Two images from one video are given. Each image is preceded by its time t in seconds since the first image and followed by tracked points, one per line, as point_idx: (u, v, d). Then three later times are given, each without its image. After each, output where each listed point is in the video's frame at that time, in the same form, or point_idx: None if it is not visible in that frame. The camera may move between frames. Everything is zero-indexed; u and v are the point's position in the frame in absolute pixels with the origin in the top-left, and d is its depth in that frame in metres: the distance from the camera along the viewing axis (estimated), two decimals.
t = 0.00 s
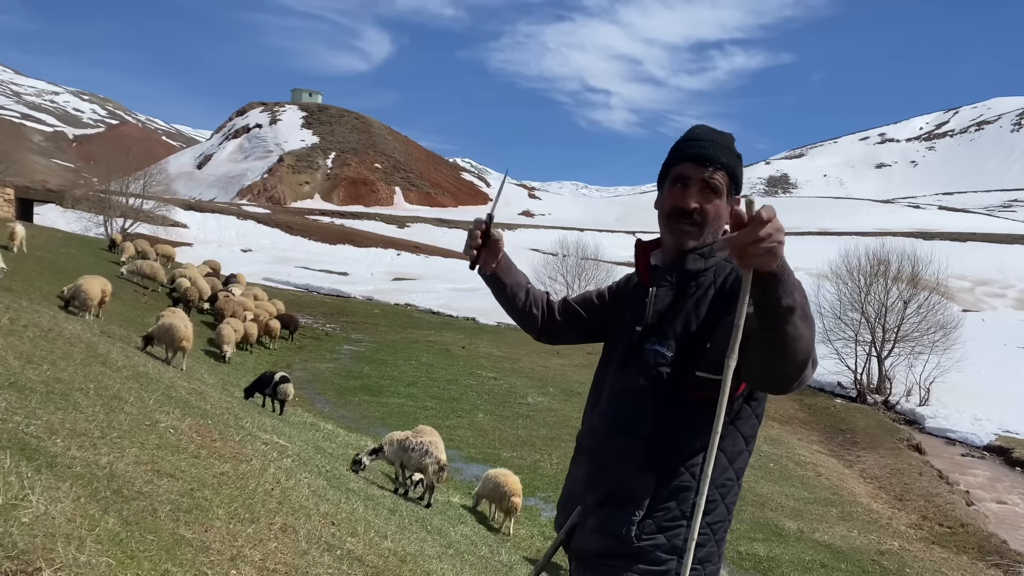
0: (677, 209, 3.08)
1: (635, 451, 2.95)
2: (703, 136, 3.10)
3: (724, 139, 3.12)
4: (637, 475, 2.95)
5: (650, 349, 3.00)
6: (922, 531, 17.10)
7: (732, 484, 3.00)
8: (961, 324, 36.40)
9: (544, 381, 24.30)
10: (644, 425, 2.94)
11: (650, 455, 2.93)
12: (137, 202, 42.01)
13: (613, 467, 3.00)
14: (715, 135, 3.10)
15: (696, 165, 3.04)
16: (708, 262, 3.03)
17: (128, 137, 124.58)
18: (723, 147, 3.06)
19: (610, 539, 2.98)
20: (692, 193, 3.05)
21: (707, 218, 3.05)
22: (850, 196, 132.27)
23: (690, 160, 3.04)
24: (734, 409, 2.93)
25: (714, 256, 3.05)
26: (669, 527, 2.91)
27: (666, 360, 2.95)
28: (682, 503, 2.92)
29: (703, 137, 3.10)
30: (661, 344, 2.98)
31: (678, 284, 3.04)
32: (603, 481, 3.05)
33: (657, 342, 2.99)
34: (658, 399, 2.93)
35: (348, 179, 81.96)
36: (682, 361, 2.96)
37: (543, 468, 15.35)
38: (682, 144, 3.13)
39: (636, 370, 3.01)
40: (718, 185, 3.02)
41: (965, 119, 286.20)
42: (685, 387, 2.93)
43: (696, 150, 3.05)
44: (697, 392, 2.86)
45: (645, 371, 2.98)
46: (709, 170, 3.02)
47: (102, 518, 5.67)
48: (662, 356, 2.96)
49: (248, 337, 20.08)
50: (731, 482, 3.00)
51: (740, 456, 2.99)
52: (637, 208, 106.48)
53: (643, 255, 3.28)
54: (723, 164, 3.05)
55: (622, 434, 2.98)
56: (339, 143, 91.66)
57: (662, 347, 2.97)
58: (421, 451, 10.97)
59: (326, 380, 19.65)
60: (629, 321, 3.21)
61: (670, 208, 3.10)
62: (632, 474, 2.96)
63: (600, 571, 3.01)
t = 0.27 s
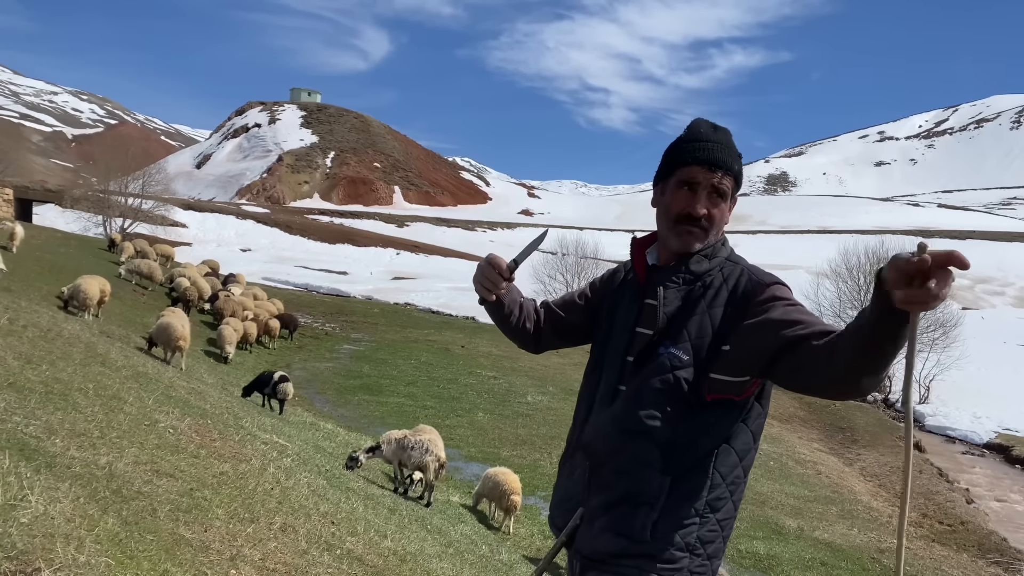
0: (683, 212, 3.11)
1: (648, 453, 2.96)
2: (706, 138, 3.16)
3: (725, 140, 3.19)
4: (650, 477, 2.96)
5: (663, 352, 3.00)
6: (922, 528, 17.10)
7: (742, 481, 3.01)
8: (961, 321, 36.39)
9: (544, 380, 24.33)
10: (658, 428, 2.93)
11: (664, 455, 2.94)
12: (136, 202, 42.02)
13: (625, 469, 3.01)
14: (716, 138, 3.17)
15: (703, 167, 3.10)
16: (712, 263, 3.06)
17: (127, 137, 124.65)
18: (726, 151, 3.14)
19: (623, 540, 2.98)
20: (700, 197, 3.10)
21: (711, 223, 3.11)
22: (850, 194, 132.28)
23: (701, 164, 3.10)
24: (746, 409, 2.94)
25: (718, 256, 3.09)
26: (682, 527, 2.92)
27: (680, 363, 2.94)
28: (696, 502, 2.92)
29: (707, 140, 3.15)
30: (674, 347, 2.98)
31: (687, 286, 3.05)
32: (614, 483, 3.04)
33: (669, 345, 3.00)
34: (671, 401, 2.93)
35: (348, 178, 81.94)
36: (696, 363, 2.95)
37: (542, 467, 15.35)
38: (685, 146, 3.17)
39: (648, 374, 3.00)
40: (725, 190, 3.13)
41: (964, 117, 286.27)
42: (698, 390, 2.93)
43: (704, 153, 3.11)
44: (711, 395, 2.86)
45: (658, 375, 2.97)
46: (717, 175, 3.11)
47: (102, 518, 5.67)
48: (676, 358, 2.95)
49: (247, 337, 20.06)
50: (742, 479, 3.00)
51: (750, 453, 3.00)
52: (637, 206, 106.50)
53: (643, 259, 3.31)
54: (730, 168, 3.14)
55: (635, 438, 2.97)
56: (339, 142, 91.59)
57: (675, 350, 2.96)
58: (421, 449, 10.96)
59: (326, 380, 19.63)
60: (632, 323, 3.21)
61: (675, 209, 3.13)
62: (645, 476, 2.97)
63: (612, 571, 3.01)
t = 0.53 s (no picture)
0: (690, 213, 3.08)
1: (652, 455, 2.97)
2: (711, 135, 3.12)
3: (730, 141, 3.15)
4: (655, 478, 2.97)
5: (668, 354, 3.00)
6: (921, 525, 17.11)
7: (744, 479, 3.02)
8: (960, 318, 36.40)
9: (543, 378, 24.33)
10: (664, 431, 2.93)
11: (668, 456, 2.95)
12: (134, 202, 41.99)
13: (629, 469, 3.01)
14: (722, 134, 3.14)
15: (712, 166, 3.07)
16: (715, 265, 3.07)
17: (125, 137, 124.54)
18: (732, 148, 3.12)
19: (627, 540, 2.98)
20: (707, 198, 3.07)
21: (717, 225, 3.09)
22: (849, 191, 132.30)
23: (706, 164, 3.06)
24: (749, 409, 2.95)
25: (720, 257, 3.09)
26: (686, 526, 2.93)
27: (685, 365, 2.95)
28: (699, 504, 2.93)
29: (713, 139, 3.11)
30: (679, 350, 2.98)
31: (691, 288, 3.05)
32: (617, 484, 3.05)
33: (674, 347, 2.99)
34: (676, 402, 2.94)
35: (347, 177, 81.88)
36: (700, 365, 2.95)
37: (542, 465, 15.36)
38: (690, 145, 3.13)
39: (654, 376, 3.00)
40: (732, 188, 3.10)
41: (962, 114, 286.28)
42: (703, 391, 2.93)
43: (710, 151, 3.07)
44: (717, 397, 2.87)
45: (664, 376, 2.97)
46: (723, 172, 3.07)
47: (102, 518, 5.67)
48: (682, 362, 2.95)
49: (247, 336, 20.03)
50: (743, 478, 3.01)
51: (752, 452, 3.01)
52: (636, 204, 106.47)
53: (645, 258, 3.28)
54: (735, 165, 3.12)
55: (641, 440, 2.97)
56: (338, 141, 91.51)
57: (681, 353, 2.96)
58: (420, 446, 11.02)
59: (325, 379, 19.63)
60: (633, 323, 3.20)
61: (680, 210, 3.11)
62: (649, 476, 2.98)
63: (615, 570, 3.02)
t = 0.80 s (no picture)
0: (684, 209, 3.10)
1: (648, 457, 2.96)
2: (707, 132, 3.13)
3: (728, 134, 3.17)
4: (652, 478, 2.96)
5: (662, 353, 3.00)
6: (920, 521, 17.15)
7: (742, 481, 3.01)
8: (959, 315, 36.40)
9: (542, 376, 24.34)
10: (662, 431, 2.93)
11: (666, 456, 2.95)
12: (133, 202, 41.96)
13: (625, 470, 3.01)
14: (719, 132, 3.16)
15: (706, 163, 3.10)
16: (711, 264, 3.06)
17: (123, 136, 124.40)
18: (728, 145, 3.13)
19: (625, 539, 2.98)
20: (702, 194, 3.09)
21: (712, 224, 3.10)
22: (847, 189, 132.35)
23: (701, 156, 3.09)
24: (744, 408, 2.95)
25: (717, 257, 3.09)
26: (685, 526, 2.92)
27: (681, 365, 2.94)
28: (697, 503, 2.93)
29: (708, 137, 3.13)
30: (674, 350, 2.97)
31: (686, 287, 3.05)
32: (614, 484, 3.04)
33: (669, 346, 2.99)
34: (672, 401, 2.93)
35: (345, 176, 81.81)
36: (695, 365, 2.95)
37: (541, 463, 15.35)
38: (686, 141, 3.15)
39: (649, 376, 3.00)
40: (725, 184, 3.12)
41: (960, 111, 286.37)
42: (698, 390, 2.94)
43: (704, 148, 3.09)
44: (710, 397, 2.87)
45: (659, 375, 2.97)
46: (718, 168, 3.10)
47: (102, 518, 5.67)
48: (677, 361, 2.95)
49: (246, 336, 20.02)
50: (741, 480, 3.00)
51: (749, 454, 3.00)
52: (634, 202, 106.45)
53: (642, 257, 3.30)
54: (731, 163, 3.14)
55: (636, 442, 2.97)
56: (336, 141, 91.48)
57: (676, 353, 2.96)
58: (417, 444, 11.14)
59: (325, 378, 19.63)
60: (629, 322, 3.20)
61: (675, 206, 3.13)
62: (645, 476, 2.97)
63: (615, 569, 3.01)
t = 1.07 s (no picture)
0: (678, 203, 3.11)
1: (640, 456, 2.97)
2: (702, 128, 3.15)
3: (724, 130, 3.18)
4: (647, 476, 2.97)
5: (655, 351, 3.00)
6: (919, 518, 17.17)
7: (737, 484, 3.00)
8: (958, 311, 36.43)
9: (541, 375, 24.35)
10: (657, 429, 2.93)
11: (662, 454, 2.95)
12: (131, 202, 41.93)
13: (620, 469, 3.02)
14: (716, 129, 3.16)
15: (698, 158, 3.10)
16: (708, 262, 3.04)
17: (121, 135, 124.25)
18: (724, 141, 3.13)
19: (621, 538, 2.98)
20: (697, 187, 3.10)
21: (704, 220, 3.10)
22: (846, 186, 132.42)
23: (695, 150, 3.10)
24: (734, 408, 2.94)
25: (714, 254, 3.06)
26: (681, 524, 2.94)
27: (675, 364, 2.95)
28: (692, 502, 2.94)
29: (700, 134, 3.14)
30: (667, 347, 2.97)
31: (680, 284, 3.04)
32: (610, 482, 3.04)
33: (660, 343, 2.99)
34: (668, 399, 2.93)
35: (344, 175, 81.75)
36: (690, 363, 2.95)
37: (541, 461, 15.36)
38: (679, 139, 3.16)
39: (643, 373, 3.00)
40: (719, 177, 3.11)
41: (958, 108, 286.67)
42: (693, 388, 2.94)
43: (698, 143, 3.10)
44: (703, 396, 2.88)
45: (653, 372, 2.98)
46: (711, 162, 3.10)
47: (101, 518, 5.68)
48: (671, 359, 2.95)
49: (245, 335, 20.01)
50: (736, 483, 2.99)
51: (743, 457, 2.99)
52: (633, 200, 106.47)
53: (637, 255, 3.31)
54: (726, 157, 3.13)
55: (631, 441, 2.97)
56: (335, 140, 91.42)
57: (669, 350, 2.96)
58: (413, 441, 11.05)
59: (324, 377, 19.64)
60: (625, 319, 3.20)
61: (668, 202, 3.15)
62: (640, 474, 2.98)
63: (612, 568, 3.01)
